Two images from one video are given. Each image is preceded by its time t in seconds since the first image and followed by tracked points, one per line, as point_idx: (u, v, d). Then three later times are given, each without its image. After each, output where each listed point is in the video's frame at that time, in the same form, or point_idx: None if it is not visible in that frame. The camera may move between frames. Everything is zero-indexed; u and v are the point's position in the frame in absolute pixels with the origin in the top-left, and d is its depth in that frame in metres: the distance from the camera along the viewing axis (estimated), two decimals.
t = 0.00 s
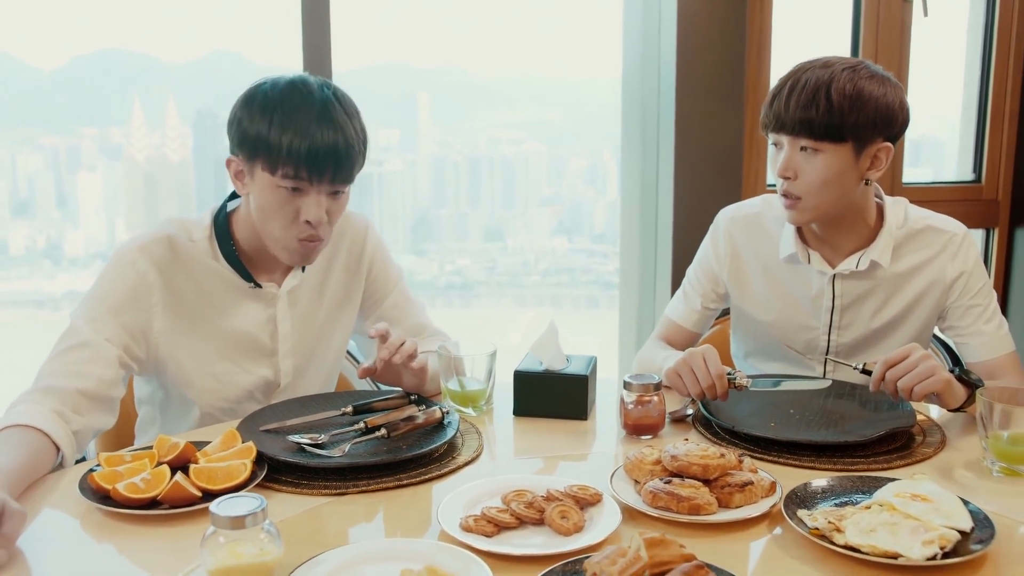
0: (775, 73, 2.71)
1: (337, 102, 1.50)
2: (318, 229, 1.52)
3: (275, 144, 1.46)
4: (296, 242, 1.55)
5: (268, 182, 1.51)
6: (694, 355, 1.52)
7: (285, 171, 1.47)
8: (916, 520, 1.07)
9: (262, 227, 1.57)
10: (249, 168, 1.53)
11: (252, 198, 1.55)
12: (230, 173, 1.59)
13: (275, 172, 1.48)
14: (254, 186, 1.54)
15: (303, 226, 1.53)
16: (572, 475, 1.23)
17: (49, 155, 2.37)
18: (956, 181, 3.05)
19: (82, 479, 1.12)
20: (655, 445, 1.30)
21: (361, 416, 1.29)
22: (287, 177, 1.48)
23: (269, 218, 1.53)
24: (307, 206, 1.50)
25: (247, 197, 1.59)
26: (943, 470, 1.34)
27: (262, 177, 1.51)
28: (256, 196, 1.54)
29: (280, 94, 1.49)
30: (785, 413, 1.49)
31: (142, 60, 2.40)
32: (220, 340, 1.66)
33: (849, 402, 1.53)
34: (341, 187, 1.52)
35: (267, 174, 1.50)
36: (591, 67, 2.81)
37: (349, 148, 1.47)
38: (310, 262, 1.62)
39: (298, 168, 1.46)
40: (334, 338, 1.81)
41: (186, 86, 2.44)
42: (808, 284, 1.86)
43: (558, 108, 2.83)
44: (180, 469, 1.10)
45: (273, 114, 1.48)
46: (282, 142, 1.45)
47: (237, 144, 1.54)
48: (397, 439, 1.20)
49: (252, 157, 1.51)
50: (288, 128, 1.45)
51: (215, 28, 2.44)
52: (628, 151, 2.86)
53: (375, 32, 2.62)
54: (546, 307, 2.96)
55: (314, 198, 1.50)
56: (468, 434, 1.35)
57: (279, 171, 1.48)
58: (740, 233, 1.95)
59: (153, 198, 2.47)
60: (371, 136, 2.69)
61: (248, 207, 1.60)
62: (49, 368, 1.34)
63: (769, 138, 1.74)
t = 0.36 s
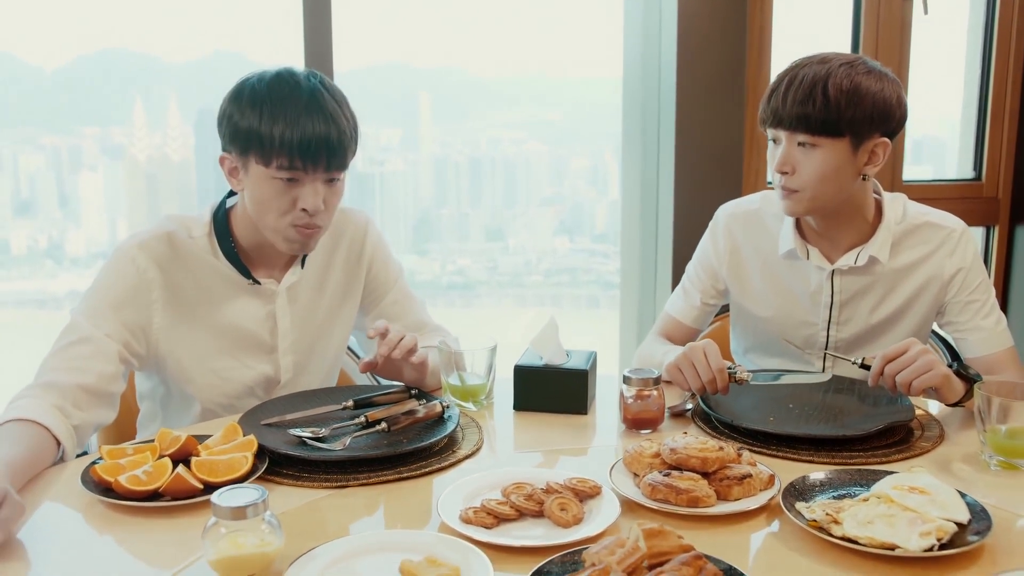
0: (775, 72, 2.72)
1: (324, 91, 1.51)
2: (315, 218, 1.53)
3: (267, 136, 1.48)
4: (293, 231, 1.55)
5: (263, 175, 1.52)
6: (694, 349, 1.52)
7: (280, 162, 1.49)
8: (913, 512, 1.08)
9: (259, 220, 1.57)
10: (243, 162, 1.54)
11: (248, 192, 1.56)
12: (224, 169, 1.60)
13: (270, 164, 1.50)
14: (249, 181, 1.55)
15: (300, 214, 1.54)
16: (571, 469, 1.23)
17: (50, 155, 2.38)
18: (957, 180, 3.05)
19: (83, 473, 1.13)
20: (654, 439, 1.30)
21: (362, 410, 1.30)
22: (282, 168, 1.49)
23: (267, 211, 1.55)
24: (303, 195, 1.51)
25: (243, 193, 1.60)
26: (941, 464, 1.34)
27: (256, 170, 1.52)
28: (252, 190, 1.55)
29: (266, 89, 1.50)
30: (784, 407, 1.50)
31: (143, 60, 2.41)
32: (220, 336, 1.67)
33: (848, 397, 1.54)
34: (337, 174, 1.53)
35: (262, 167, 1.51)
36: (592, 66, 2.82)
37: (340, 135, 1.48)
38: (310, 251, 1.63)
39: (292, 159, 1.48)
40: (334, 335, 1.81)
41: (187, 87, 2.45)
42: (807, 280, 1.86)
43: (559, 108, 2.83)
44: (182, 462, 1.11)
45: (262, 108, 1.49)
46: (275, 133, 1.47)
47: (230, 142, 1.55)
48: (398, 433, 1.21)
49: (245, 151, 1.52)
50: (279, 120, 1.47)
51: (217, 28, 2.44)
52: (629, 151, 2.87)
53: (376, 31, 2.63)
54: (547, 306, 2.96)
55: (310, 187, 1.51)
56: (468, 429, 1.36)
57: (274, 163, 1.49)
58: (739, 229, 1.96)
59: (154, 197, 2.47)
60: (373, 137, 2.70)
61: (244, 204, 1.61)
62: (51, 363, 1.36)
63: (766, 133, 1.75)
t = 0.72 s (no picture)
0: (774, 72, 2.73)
1: (329, 83, 1.52)
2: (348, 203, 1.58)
3: (292, 134, 1.49)
4: (332, 224, 1.58)
5: (296, 174, 1.53)
6: (696, 348, 1.53)
7: (312, 155, 1.51)
8: (910, 508, 1.08)
9: (291, 224, 1.59)
10: (267, 167, 1.54)
11: (276, 198, 1.56)
12: (240, 178, 1.58)
13: (301, 160, 1.52)
14: (275, 184, 1.55)
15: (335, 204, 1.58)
16: (570, 465, 1.24)
17: (51, 156, 2.39)
18: (956, 179, 3.06)
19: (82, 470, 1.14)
20: (653, 436, 1.31)
21: (361, 407, 1.30)
22: (315, 160, 1.52)
23: (303, 210, 1.56)
24: (336, 183, 1.55)
25: (263, 200, 1.59)
26: (939, 461, 1.35)
27: (286, 171, 1.53)
28: (281, 194, 1.55)
29: (272, 84, 1.49)
30: (782, 405, 1.51)
31: (144, 60, 2.42)
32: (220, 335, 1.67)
33: (845, 394, 1.54)
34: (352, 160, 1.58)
35: (293, 165, 1.52)
36: (592, 67, 2.82)
37: (348, 126, 1.52)
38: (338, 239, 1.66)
39: (323, 150, 1.51)
40: (334, 333, 1.82)
41: (188, 87, 2.46)
42: (804, 278, 1.88)
43: (560, 108, 2.84)
44: (182, 458, 1.12)
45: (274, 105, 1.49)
46: (299, 130, 1.48)
47: (234, 139, 1.54)
48: (397, 430, 1.22)
49: (268, 153, 1.52)
50: (297, 115, 1.48)
51: (218, 28, 2.45)
52: (629, 149, 2.87)
53: (377, 31, 2.64)
54: (548, 307, 2.97)
55: (336, 173, 1.55)
56: (468, 426, 1.36)
57: (307, 157, 1.51)
58: (737, 228, 1.97)
59: (155, 198, 2.48)
60: (374, 137, 2.71)
61: (268, 211, 1.59)
62: (51, 362, 1.36)
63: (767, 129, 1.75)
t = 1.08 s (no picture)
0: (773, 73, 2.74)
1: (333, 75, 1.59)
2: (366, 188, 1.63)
3: (313, 126, 1.53)
4: (353, 210, 1.62)
5: (318, 164, 1.57)
6: (690, 346, 1.52)
7: (332, 143, 1.56)
8: (906, 506, 1.09)
9: (314, 214, 1.61)
10: (288, 160, 1.56)
11: (298, 190, 1.58)
12: (259, 176, 1.59)
13: (322, 149, 1.56)
14: (297, 177, 1.57)
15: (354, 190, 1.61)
16: (568, 464, 1.25)
17: (51, 158, 2.39)
18: (955, 180, 3.06)
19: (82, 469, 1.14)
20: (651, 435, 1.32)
21: (360, 407, 1.31)
22: (336, 148, 1.57)
23: (326, 200, 1.59)
24: (354, 169, 1.60)
25: (283, 196, 1.61)
26: (935, 459, 1.35)
27: (307, 162, 1.56)
28: (303, 187, 1.58)
29: (281, 77, 1.54)
30: (781, 404, 1.51)
31: (144, 62, 2.43)
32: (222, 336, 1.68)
33: (843, 394, 1.55)
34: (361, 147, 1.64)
35: (315, 156, 1.56)
36: (591, 68, 2.83)
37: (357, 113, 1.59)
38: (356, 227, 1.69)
39: (342, 138, 1.56)
40: (334, 333, 1.83)
41: (188, 89, 2.47)
42: (799, 274, 1.88)
43: (560, 109, 2.85)
44: (182, 457, 1.13)
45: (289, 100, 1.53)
46: (319, 121, 1.53)
47: (244, 134, 1.57)
48: (396, 429, 1.23)
49: (288, 147, 1.55)
50: (314, 107, 1.53)
51: (219, 29, 2.46)
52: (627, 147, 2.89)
53: (377, 32, 2.64)
54: (548, 308, 2.97)
55: (352, 160, 1.60)
56: (466, 425, 1.37)
57: (329, 146, 1.56)
58: (733, 225, 1.97)
59: (155, 200, 2.49)
60: (375, 139, 2.71)
61: (290, 206, 1.61)
62: (51, 362, 1.37)
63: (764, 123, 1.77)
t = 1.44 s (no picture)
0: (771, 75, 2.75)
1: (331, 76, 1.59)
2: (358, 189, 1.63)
3: (304, 125, 1.54)
4: (344, 210, 1.62)
5: (310, 163, 1.57)
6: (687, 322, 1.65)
7: (324, 144, 1.56)
8: (902, 506, 1.09)
9: (305, 212, 1.61)
10: (279, 157, 1.57)
11: (289, 188, 1.59)
12: (251, 172, 1.61)
13: (314, 149, 1.56)
14: (288, 175, 1.58)
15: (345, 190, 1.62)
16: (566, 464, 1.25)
17: (50, 161, 2.39)
18: (952, 182, 3.08)
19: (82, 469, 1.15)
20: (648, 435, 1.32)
21: (359, 407, 1.31)
22: (327, 148, 1.57)
23: (315, 198, 1.59)
24: (346, 170, 1.60)
25: (276, 192, 1.62)
26: (932, 459, 1.36)
27: (298, 160, 1.57)
28: (294, 184, 1.58)
29: (279, 77, 1.55)
30: (778, 404, 1.52)
31: (144, 65, 2.43)
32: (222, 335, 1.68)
33: (840, 393, 1.56)
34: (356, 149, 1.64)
35: (306, 155, 1.56)
36: (590, 71, 2.84)
37: (353, 116, 1.59)
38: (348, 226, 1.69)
39: (333, 139, 1.56)
40: (333, 334, 1.83)
41: (188, 92, 2.47)
42: (775, 263, 1.96)
43: (559, 112, 2.86)
44: (181, 457, 1.13)
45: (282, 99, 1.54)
46: (310, 121, 1.54)
47: (239, 131, 1.59)
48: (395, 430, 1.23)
49: (278, 144, 1.56)
50: (308, 106, 1.53)
51: (218, 30, 2.46)
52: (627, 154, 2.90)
53: (376, 35, 2.65)
54: (547, 311, 2.98)
55: (345, 162, 1.60)
56: (465, 425, 1.38)
57: (320, 146, 1.56)
58: (710, 223, 2.06)
59: (155, 202, 2.49)
60: (374, 142, 2.72)
61: (282, 202, 1.62)
62: (51, 363, 1.37)
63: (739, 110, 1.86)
